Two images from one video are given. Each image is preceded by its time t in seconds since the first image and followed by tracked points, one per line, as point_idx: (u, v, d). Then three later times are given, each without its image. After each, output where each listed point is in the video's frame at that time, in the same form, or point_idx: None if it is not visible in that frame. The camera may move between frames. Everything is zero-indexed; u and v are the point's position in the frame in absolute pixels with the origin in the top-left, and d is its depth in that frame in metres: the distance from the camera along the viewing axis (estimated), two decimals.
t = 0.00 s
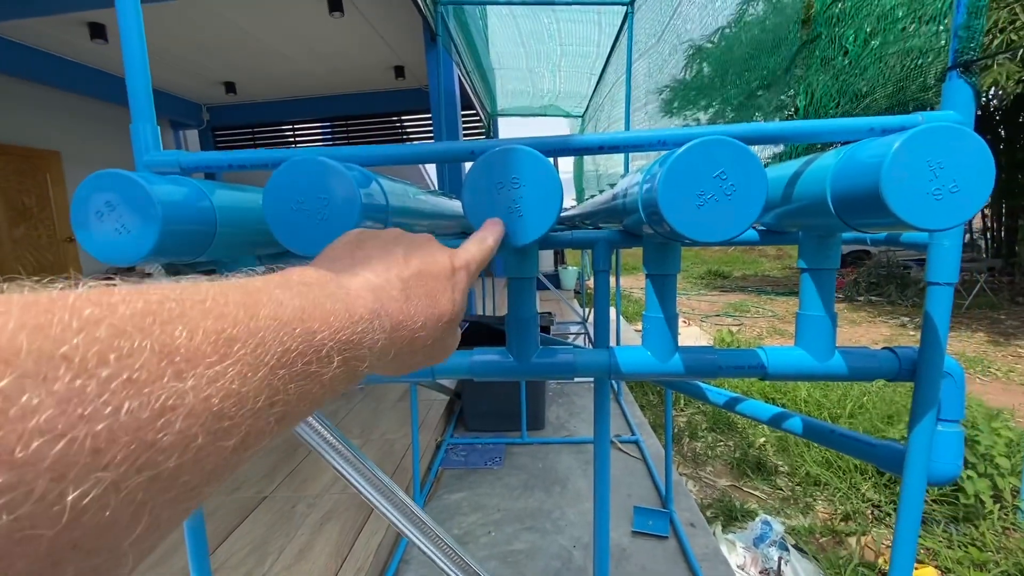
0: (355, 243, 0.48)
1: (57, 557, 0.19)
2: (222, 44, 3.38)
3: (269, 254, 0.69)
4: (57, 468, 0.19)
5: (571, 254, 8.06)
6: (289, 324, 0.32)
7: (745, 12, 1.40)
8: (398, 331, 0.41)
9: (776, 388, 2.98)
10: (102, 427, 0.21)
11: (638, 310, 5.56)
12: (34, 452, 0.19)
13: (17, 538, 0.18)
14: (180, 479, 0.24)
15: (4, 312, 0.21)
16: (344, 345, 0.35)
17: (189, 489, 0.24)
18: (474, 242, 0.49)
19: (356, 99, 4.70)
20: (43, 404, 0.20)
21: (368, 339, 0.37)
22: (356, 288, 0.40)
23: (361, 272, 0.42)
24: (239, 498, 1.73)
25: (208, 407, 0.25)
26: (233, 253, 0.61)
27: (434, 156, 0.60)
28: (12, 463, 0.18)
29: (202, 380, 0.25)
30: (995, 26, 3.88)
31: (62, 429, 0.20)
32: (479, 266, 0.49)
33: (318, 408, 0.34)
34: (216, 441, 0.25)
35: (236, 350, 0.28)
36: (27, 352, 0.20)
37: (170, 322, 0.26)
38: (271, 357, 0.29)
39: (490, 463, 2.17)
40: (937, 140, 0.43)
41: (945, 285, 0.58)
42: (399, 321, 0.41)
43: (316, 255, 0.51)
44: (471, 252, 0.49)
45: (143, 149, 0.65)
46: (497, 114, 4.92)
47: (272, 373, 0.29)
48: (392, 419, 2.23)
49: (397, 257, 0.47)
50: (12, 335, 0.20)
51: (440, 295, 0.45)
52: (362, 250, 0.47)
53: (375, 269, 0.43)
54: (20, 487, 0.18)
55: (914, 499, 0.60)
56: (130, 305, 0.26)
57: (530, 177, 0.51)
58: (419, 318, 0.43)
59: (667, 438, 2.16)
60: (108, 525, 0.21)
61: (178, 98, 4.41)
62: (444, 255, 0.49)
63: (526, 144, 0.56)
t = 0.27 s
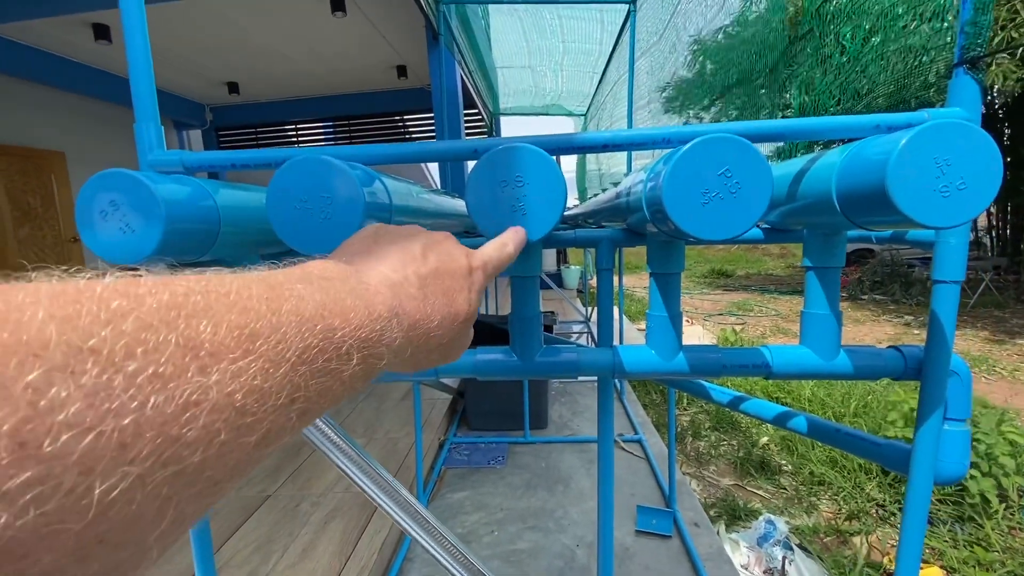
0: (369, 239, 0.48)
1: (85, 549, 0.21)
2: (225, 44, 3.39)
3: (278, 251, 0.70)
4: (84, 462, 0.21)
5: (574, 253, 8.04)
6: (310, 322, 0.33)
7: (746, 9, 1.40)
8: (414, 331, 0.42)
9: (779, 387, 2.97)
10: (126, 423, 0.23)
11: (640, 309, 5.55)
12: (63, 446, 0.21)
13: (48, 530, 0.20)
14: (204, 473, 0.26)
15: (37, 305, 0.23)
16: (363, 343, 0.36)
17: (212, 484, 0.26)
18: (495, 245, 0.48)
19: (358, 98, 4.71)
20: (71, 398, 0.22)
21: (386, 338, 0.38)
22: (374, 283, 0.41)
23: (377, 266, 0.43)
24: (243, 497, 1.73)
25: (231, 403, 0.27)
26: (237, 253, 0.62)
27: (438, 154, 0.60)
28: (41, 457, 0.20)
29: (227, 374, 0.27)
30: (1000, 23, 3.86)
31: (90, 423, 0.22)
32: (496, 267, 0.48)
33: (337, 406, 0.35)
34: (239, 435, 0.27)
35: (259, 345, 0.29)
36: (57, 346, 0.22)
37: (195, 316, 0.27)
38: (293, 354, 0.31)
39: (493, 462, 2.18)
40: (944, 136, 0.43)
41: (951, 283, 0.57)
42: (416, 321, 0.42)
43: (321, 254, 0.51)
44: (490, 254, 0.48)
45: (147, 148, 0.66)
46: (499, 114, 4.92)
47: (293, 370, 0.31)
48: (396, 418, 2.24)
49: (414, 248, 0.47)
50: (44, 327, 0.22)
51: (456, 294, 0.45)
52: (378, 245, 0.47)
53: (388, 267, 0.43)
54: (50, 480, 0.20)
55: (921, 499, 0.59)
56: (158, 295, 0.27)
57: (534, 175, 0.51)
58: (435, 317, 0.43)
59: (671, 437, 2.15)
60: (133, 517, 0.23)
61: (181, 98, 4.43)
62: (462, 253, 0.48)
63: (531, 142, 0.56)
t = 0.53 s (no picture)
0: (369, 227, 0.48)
1: (87, 521, 0.21)
2: (228, 44, 3.39)
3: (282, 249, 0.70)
4: (84, 434, 0.21)
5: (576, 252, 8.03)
6: (310, 304, 0.34)
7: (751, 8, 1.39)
8: (415, 313, 0.43)
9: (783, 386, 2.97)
10: (126, 396, 0.23)
11: (643, 308, 5.54)
12: (63, 417, 0.20)
13: (48, 500, 0.20)
14: (204, 449, 0.26)
15: (36, 282, 0.23)
16: (362, 324, 0.37)
17: (213, 460, 0.26)
18: (486, 228, 0.48)
19: (361, 98, 4.72)
20: (69, 370, 0.21)
21: (386, 319, 0.39)
22: (373, 268, 0.42)
23: (377, 253, 0.45)
24: (246, 495, 1.74)
25: (231, 380, 0.27)
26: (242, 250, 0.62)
27: (442, 152, 0.60)
28: (40, 428, 0.20)
29: (226, 351, 0.27)
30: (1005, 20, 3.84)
31: (89, 396, 0.22)
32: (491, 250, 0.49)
33: (338, 386, 0.36)
34: (240, 413, 0.27)
35: (258, 325, 0.30)
36: (54, 321, 0.22)
37: (193, 296, 0.28)
38: (292, 334, 0.31)
39: (495, 460, 2.18)
40: (948, 132, 0.43)
41: (957, 281, 0.57)
42: (416, 302, 0.43)
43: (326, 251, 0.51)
44: (482, 238, 0.48)
45: (152, 145, 0.66)
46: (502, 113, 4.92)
47: (293, 350, 0.31)
48: (399, 416, 2.24)
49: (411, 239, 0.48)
50: (42, 303, 0.22)
51: (454, 277, 0.47)
52: (375, 234, 0.47)
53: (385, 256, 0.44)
54: (48, 450, 0.20)
55: (925, 497, 0.59)
56: (155, 276, 0.28)
57: (537, 171, 0.50)
58: (436, 300, 0.45)
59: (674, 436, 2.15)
60: (135, 491, 0.23)
61: (185, 98, 4.44)
62: (456, 239, 0.50)
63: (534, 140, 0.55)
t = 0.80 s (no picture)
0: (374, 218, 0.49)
1: (110, 488, 0.22)
2: (230, 43, 3.39)
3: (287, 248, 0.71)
4: (104, 407, 0.22)
5: (578, 250, 8.04)
6: (314, 288, 0.34)
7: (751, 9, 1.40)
8: (417, 300, 0.44)
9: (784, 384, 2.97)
10: (143, 372, 0.23)
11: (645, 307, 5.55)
12: (85, 390, 0.21)
13: (74, 469, 0.20)
14: (217, 425, 0.26)
15: (51, 266, 0.24)
16: (365, 308, 0.38)
17: (225, 436, 0.27)
18: (485, 223, 0.50)
19: (363, 97, 4.72)
20: (89, 347, 0.22)
21: (388, 305, 0.40)
22: (375, 257, 0.43)
23: (382, 244, 0.45)
24: (251, 492, 1.75)
25: (242, 359, 0.28)
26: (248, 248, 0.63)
27: (444, 152, 0.61)
28: (63, 400, 0.20)
29: (236, 332, 0.28)
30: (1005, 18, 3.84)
31: (108, 370, 0.22)
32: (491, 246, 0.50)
33: (343, 368, 0.36)
34: (250, 390, 0.28)
35: (265, 308, 0.30)
36: (72, 302, 0.22)
37: (202, 279, 0.28)
38: (298, 316, 0.32)
39: (498, 458, 2.19)
40: (945, 131, 0.43)
41: (954, 278, 0.58)
42: (417, 290, 0.44)
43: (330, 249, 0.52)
44: (482, 233, 0.49)
45: (160, 145, 0.67)
46: (504, 112, 4.93)
47: (299, 332, 0.32)
48: (402, 414, 2.26)
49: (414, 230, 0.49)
50: (60, 285, 0.23)
51: (454, 267, 0.48)
52: (377, 225, 0.48)
53: (388, 246, 0.45)
54: (73, 421, 0.20)
55: (922, 492, 0.60)
56: (164, 261, 0.28)
57: (539, 170, 0.51)
58: (437, 288, 0.46)
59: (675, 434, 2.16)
60: (152, 463, 0.23)
61: (188, 97, 4.46)
62: (456, 232, 0.51)
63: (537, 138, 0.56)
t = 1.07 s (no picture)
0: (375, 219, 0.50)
1: (128, 472, 0.23)
2: (232, 43, 3.40)
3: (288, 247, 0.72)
4: (123, 395, 0.23)
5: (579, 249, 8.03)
6: (318, 285, 0.36)
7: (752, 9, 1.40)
8: (415, 298, 0.44)
9: (786, 383, 2.97)
10: (158, 363, 0.24)
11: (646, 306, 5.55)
12: (105, 379, 0.22)
13: (94, 453, 0.22)
14: (226, 414, 0.27)
15: (71, 262, 0.25)
16: (366, 305, 0.39)
17: (233, 425, 0.28)
18: (483, 223, 0.50)
19: (364, 96, 4.73)
20: (107, 339, 0.23)
21: (388, 302, 0.41)
22: (375, 256, 0.44)
23: (381, 243, 0.46)
24: (254, 490, 1.76)
25: (250, 352, 0.29)
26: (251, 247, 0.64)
27: (442, 152, 0.62)
28: (86, 388, 0.22)
29: (244, 327, 0.29)
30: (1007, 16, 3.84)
31: (126, 361, 0.23)
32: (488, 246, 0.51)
33: (345, 362, 0.38)
34: (257, 382, 0.29)
35: (270, 303, 0.32)
36: (92, 296, 0.24)
37: (212, 276, 0.29)
38: (301, 311, 0.33)
39: (499, 456, 2.20)
40: (937, 129, 0.44)
41: (948, 275, 0.58)
42: (416, 287, 0.44)
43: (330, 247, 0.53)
44: (481, 233, 0.50)
45: (162, 145, 0.68)
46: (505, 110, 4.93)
47: (302, 327, 0.33)
48: (403, 412, 2.27)
49: (415, 230, 0.50)
50: (79, 280, 0.24)
51: (452, 266, 0.49)
52: (377, 224, 0.49)
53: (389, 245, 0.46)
54: (94, 408, 0.22)
55: (916, 488, 0.61)
56: (175, 258, 0.30)
57: (536, 168, 0.52)
58: (435, 286, 0.47)
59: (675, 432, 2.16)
60: (166, 450, 0.24)
61: (189, 97, 4.47)
62: (455, 233, 0.53)
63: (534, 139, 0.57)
